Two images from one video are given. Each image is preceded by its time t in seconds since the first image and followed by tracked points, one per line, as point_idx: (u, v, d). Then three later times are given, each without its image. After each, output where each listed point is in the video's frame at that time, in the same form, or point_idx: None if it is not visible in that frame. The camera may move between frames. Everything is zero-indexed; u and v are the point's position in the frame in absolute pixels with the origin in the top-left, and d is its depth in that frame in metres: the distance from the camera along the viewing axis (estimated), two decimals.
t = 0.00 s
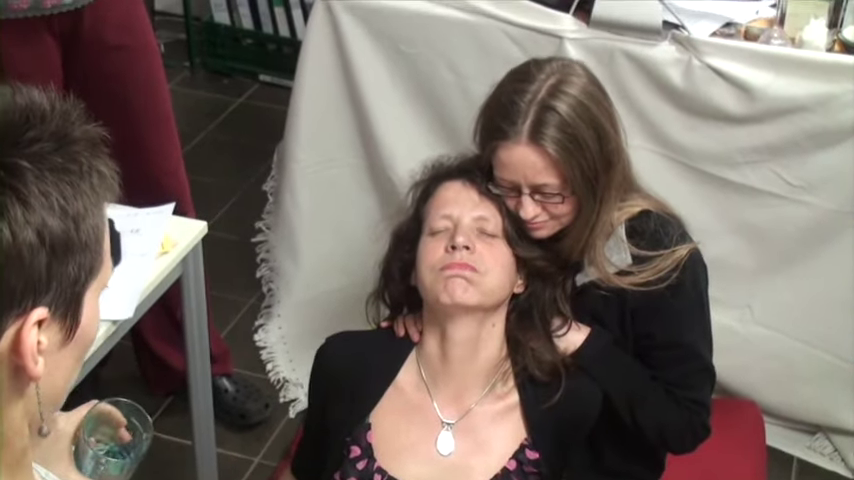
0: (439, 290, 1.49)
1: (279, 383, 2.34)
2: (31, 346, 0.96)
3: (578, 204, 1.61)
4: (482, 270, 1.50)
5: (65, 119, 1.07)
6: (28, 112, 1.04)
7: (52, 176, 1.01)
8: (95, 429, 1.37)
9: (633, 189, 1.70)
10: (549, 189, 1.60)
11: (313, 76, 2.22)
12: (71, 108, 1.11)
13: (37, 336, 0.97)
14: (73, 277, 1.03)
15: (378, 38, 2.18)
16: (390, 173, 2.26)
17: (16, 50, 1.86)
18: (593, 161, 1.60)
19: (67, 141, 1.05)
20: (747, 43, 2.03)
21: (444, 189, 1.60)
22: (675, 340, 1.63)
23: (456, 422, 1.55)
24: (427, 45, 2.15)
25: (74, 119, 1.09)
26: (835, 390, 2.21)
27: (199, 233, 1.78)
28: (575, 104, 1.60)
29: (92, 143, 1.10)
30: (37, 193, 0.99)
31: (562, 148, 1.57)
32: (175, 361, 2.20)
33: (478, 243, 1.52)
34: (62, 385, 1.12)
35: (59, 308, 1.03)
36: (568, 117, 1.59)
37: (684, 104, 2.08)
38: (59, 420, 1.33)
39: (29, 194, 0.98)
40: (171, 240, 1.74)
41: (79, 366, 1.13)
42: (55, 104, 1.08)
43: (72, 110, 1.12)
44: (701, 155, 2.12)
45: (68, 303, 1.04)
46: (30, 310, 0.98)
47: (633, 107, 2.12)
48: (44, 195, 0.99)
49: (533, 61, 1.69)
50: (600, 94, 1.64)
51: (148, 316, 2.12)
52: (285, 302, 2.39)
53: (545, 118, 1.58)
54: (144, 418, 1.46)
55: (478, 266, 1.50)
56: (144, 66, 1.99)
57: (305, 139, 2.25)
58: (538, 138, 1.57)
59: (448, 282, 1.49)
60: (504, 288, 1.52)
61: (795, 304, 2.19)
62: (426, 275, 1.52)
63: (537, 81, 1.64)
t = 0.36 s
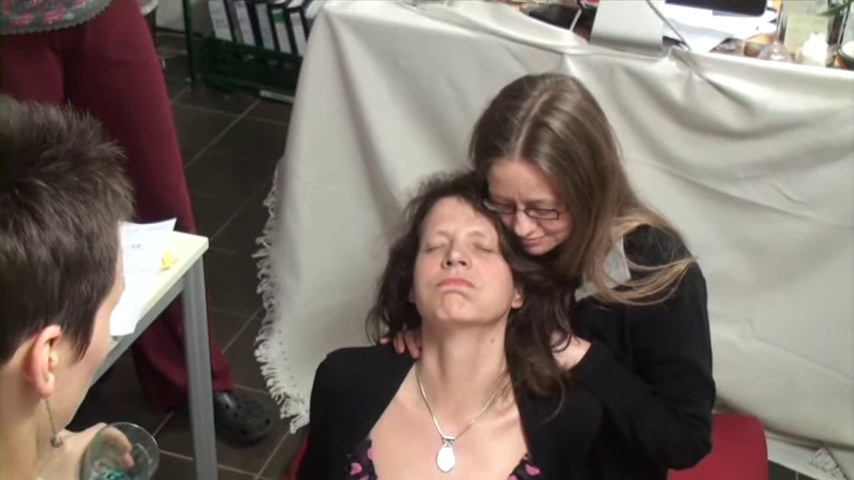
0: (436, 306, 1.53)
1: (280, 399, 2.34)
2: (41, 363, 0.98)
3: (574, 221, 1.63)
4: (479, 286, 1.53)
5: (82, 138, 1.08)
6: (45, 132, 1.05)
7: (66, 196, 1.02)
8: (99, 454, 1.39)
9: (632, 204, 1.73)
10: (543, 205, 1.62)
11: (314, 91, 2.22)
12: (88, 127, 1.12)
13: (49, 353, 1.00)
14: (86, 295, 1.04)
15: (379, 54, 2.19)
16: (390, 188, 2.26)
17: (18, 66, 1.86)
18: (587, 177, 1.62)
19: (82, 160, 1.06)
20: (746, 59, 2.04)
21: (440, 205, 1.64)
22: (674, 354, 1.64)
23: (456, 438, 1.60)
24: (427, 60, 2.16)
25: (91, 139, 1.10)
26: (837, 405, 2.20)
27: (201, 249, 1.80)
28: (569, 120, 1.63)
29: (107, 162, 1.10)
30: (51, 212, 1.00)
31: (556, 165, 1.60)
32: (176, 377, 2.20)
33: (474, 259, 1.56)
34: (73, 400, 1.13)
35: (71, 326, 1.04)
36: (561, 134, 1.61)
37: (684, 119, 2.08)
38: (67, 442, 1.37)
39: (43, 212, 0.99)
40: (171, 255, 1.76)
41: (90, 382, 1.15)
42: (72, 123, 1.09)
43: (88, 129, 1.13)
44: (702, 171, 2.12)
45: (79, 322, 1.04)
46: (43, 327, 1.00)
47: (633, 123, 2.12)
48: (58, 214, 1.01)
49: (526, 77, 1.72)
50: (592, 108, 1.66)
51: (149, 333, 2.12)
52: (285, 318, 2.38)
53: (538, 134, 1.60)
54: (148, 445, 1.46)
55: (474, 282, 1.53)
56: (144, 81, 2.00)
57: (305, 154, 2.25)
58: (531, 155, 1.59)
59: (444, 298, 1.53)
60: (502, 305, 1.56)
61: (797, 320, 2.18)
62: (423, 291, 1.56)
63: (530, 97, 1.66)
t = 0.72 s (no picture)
0: (436, 319, 1.54)
1: (279, 410, 2.32)
2: (44, 376, 0.98)
3: (574, 233, 1.64)
4: (479, 299, 1.54)
5: (89, 151, 1.09)
6: (52, 144, 1.04)
7: (72, 209, 1.03)
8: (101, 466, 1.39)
9: (634, 217, 1.74)
10: (544, 218, 1.63)
11: (315, 103, 2.23)
12: (94, 140, 1.12)
13: (52, 365, 0.99)
14: (89, 308, 1.04)
15: (379, 66, 2.19)
16: (391, 200, 2.26)
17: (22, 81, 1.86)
18: (588, 190, 1.63)
19: (87, 174, 1.07)
20: (746, 71, 2.04)
21: (440, 218, 1.65)
22: (673, 368, 1.66)
23: (456, 449, 1.60)
24: (428, 73, 2.16)
25: (97, 152, 1.11)
26: (837, 416, 2.19)
27: (200, 261, 1.82)
28: (570, 134, 1.64)
29: (111, 175, 1.11)
30: (56, 225, 1.00)
31: (557, 178, 1.61)
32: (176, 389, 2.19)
33: (474, 272, 1.57)
34: (78, 411, 1.13)
35: (74, 339, 1.04)
36: (562, 147, 1.63)
37: (684, 131, 2.09)
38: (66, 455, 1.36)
39: (50, 224, 1.00)
40: (172, 268, 1.78)
41: (92, 394, 1.15)
42: (79, 136, 1.09)
43: (95, 143, 1.14)
44: (702, 183, 2.12)
45: (82, 334, 1.05)
46: (47, 339, 1.00)
47: (632, 135, 2.13)
48: (63, 226, 1.01)
49: (528, 91, 1.74)
50: (593, 122, 1.68)
51: (149, 345, 2.12)
52: (286, 330, 2.38)
53: (539, 147, 1.62)
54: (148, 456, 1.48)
55: (475, 296, 1.54)
56: (144, 93, 2.00)
57: (305, 166, 2.26)
58: (532, 168, 1.61)
59: (444, 312, 1.53)
60: (502, 317, 1.57)
61: (797, 331, 2.17)
62: (423, 304, 1.56)
63: (532, 110, 1.68)
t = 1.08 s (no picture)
0: (438, 323, 1.51)
1: (277, 416, 2.28)
2: (30, 383, 0.98)
3: (577, 236, 1.62)
4: (482, 303, 1.51)
5: (73, 153, 1.05)
6: (35, 147, 1.04)
7: (57, 214, 1.00)
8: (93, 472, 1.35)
9: (638, 219, 1.72)
10: (547, 220, 1.61)
11: (313, 105, 2.20)
12: (80, 142, 1.09)
13: (39, 372, 0.99)
14: (77, 313, 1.02)
15: (378, 67, 2.16)
16: (390, 203, 2.23)
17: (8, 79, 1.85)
18: (591, 192, 1.61)
19: (72, 177, 1.03)
20: (749, 72, 2.02)
21: (441, 220, 1.62)
22: (676, 371, 1.64)
23: (457, 452, 1.57)
24: (427, 73, 2.14)
25: (83, 154, 1.07)
26: (842, 421, 2.16)
27: (199, 263, 1.79)
28: (573, 135, 1.62)
29: (98, 178, 1.07)
30: (41, 230, 0.98)
31: (559, 180, 1.59)
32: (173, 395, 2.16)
33: (477, 275, 1.53)
34: (64, 421, 1.10)
35: (61, 345, 1.02)
36: (565, 148, 1.61)
37: (687, 132, 2.06)
38: (60, 461, 1.33)
39: (31, 230, 0.97)
40: (168, 271, 1.75)
41: (82, 400, 1.12)
42: (63, 138, 1.07)
43: (81, 144, 1.10)
44: (705, 184, 2.09)
45: (70, 340, 1.02)
46: (33, 347, 0.99)
47: (635, 136, 2.10)
48: (47, 232, 0.98)
49: (530, 91, 1.72)
50: (597, 123, 1.65)
51: (145, 349, 2.08)
52: (283, 335, 2.34)
53: (541, 149, 1.60)
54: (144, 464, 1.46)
55: (477, 299, 1.51)
56: (139, 94, 1.97)
57: (303, 168, 2.22)
58: (534, 169, 1.59)
59: (446, 316, 1.50)
60: (504, 322, 1.54)
61: (803, 335, 2.14)
62: (425, 308, 1.53)
63: (534, 111, 1.66)
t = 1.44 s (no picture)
0: (433, 324, 1.50)
1: (274, 422, 2.23)
2: (10, 394, 0.93)
3: (581, 237, 1.58)
4: (478, 306, 1.49)
5: (55, 156, 1.01)
6: (14, 152, 0.99)
7: (36, 220, 0.95)
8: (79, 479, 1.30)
9: (646, 219, 1.67)
10: (550, 220, 1.57)
11: (309, 104, 2.15)
12: (61, 144, 1.04)
13: (19, 382, 0.94)
14: (57, 322, 0.97)
15: (376, 65, 2.11)
16: (389, 204, 2.18)
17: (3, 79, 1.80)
18: (595, 193, 1.56)
19: (52, 182, 0.99)
20: (756, 69, 1.97)
21: (444, 218, 1.61)
22: (681, 374, 1.59)
23: (456, 452, 1.56)
24: (427, 71, 2.09)
25: (65, 157, 1.03)
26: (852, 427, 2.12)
27: (193, 266, 1.74)
28: (577, 133, 1.57)
29: (81, 181, 1.03)
30: (20, 236, 0.93)
31: (562, 180, 1.54)
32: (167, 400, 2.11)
33: (475, 277, 1.52)
34: (49, 434, 1.06)
35: (42, 354, 0.97)
36: (568, 148, 1.55)
37: (692, 131, 2.01)
38: (51, 468, 1.32)
39: (11, 238, 0.92)
40: (162, 274, 1.71)
41: (66, 412, 1.07)
42: (46, 140, 1.02)
43: (64, 147, 1.06)
44: (712, 185, 2.04)
45: (51, 349, 0.98)
46: (13, 356, 0.94)
47: (639, 135, 2.06)
48: (26, 239, 0.93)
49: (533, 88, 1.67)
50: (603, 122, 1.60)
51: (137, 353, 2.03)
52: (280, 338, 2.29)
53: (544, 148, 1.55)
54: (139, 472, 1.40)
55: (474, 302, 1.49)
56: (129, 92, 1.92)
57: (300, 168, 2.18)
58: (537, 169, 1.55)
59: (442, 317, 1.49)
60: (502, 326, 1.52)
61: (812, 338, 2.10)
62: (422, 308, 1.52)
63: (537, 110, 1.61)
